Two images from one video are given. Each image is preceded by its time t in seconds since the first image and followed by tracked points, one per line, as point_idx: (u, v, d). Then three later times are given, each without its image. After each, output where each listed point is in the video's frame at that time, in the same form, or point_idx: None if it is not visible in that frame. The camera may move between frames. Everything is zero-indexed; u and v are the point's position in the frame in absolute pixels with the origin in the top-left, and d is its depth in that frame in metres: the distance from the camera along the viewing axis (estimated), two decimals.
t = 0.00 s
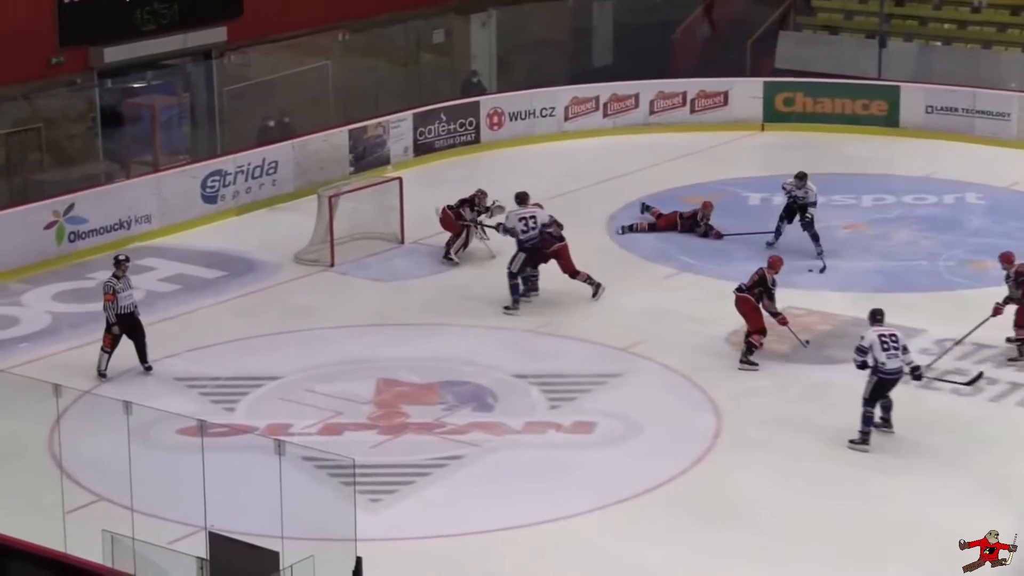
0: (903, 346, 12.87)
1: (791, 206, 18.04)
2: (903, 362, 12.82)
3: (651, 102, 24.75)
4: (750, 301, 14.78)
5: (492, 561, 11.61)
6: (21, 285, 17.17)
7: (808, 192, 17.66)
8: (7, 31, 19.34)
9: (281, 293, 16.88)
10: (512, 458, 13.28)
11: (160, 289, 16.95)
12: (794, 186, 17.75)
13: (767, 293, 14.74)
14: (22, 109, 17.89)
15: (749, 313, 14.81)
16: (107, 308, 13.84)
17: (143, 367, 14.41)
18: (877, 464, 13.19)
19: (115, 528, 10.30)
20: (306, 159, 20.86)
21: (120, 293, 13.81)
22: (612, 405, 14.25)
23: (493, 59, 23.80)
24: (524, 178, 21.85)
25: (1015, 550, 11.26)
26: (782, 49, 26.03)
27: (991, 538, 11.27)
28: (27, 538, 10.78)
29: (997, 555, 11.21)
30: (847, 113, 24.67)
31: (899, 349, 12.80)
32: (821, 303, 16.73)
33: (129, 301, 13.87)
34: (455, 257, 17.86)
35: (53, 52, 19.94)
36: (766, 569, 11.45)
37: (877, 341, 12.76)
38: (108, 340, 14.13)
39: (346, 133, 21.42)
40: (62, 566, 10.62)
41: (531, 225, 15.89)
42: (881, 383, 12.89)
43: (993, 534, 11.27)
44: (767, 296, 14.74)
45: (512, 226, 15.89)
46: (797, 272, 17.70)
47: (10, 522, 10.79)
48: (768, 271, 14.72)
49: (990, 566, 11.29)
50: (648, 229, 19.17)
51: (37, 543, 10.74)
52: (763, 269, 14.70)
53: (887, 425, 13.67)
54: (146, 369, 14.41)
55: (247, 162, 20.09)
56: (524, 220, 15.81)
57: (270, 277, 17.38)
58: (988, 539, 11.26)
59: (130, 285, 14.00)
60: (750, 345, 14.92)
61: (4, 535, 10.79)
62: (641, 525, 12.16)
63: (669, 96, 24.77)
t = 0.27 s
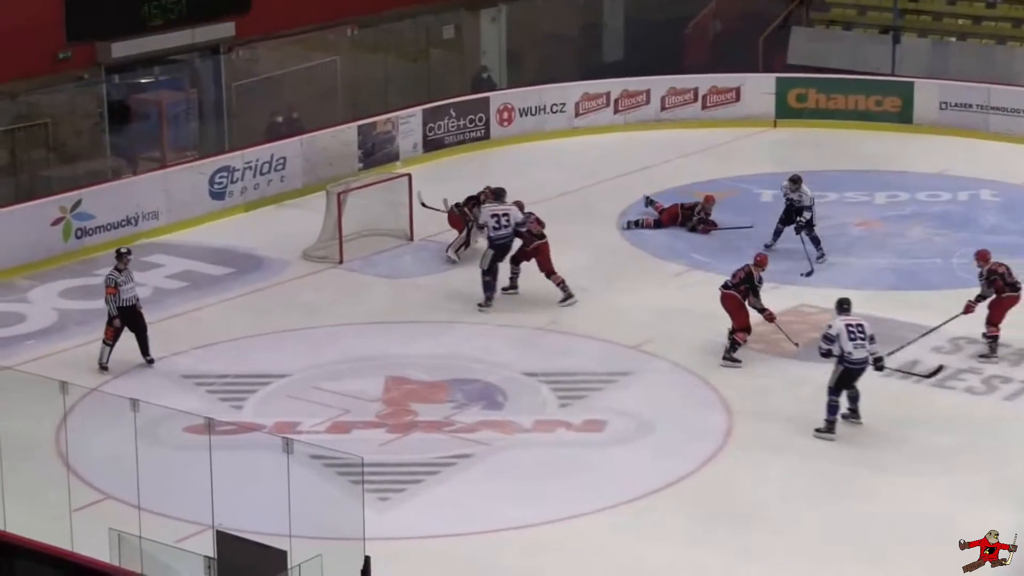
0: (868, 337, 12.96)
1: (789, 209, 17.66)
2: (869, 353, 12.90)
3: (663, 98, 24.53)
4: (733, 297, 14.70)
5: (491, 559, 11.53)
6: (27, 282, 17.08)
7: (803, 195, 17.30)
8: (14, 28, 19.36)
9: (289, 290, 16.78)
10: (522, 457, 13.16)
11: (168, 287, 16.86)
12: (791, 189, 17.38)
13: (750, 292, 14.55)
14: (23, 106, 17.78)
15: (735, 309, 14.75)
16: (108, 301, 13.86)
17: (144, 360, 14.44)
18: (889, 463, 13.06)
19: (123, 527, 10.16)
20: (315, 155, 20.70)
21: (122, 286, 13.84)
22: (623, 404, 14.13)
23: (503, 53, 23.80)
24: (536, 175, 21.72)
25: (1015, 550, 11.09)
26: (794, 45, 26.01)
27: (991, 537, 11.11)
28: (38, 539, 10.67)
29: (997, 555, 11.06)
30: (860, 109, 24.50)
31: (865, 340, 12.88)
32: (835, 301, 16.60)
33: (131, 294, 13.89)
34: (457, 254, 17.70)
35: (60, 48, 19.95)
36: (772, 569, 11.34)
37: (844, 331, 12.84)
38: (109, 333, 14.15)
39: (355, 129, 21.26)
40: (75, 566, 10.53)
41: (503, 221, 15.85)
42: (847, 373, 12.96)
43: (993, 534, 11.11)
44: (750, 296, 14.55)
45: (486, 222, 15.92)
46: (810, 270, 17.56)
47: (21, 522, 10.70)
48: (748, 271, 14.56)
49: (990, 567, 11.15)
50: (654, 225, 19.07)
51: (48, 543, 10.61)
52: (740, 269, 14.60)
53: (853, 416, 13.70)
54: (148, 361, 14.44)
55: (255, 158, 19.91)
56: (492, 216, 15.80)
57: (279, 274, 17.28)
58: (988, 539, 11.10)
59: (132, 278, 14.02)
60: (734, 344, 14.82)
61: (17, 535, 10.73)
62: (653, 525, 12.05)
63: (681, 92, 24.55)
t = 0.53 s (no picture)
0: (827, 326, 13.03)
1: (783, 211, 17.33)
2: (827, 340, 12.98)
3: (674, 94, 24.35)
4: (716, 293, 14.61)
5: (490, 556, 11.43)
6: (33, 278, 17.00)
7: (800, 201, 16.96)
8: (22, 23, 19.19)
9: (297, 286, 16.66)
10: (532, 456, 13.03)
11: (174, 283, 16.74)
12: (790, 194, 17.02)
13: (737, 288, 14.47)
14: (27, 100, 17.62)
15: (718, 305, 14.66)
16: (108, 293, 13.92)
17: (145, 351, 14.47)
18: (901, 462, 12.91)
19: (130, 526, 10.07)
20: (323, 150, 20.62)
21: (121, 277, 13.93)
22: (634, 402, 14.00)
23: (514, 48, 23.56)
24: (546, 171, 21.57)
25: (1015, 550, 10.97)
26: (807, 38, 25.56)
27: (991, 537, 10.99)
28: (44, 537, 10.58)
29: (997, 555, 10.94)
30: (874, 104, 24.30)
31: (824, 327, 12.97)
32: (848, 298, 16.44)
33: (130, 285, 13.98)
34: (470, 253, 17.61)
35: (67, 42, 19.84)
36: (776, 569, 11.21)
37: (801, 319, 12.94)
38: (108, 326, 14.20)
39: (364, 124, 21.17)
40: (78, 565, 10.40)
41: (470, 218, 15.72)
42: (806, 361, 13.05)
43: (993, 534, 10.99)
44: (737, 291, 14.50)
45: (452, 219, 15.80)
46: (822, 267, 17.39)
47: (26, 519, 10.57)
48: (727, 268, 14.50)
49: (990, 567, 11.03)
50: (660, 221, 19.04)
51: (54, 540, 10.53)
52: (715, 266, 14.53)
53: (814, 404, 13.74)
54: (148, 352, 14.47)
55: (263, 153, 19.83)
56: (455, 213, 15.68)
57: (286, 270, 17.16)
58: (987, 539, 10.97)
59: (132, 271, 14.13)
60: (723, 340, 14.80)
61: (23, 533, 10.60)
62: (663, 524, 11.92)
63: (692, 88, 24.37)
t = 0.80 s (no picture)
0: (784, 319, 13.04)
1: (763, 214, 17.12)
2: (783, 333, 12.99)
3: (677, 91, 24.21)
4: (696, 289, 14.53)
5: (487, 556, 11.33)
6: (30, 276, 16.89)
7: (781, 200, 16.75)
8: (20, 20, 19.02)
9: (296, 285, 16.55)
10: (533, 455, 12.92)
11: (173, 281, 16.64)
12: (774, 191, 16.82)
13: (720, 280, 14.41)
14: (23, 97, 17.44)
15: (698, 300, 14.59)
16: (99, 288, 13.88)
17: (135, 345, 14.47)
18: (904, 462, 12.80)
19: (126, 525, 9.91)
20: (322, 147, 20.47)
21: (113, 272, 13.83)
22: (635, 402, 13.88)
23: (515, 45, 23.62)
24: (547, 168, 21.46)
25: (1015, 550, 10.88)
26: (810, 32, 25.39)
27: (991, 537, 10.90)
28: (42, 538, 10.45)
29: (997, 555, 10.84)
30: (878, 101, 24.18)
31: (780, 321, 12.97)
32: (852, 297, 16.32)
33: (122, 279, 13.90)
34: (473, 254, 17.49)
35: (65, 39, 19.63)
36: (776, 569, 11.10)
37: (757, 311, 12.95)
38: (99, 319, 14.15)
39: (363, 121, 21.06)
40: (75, 565, 10.32)
41: (434, 216, 15.63)
42: (760, 353, 13.07)
43: (994, 534, 10.89)
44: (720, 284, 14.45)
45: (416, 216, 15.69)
46: (825, 266, 17.28)
47: (23, 520, 10.48)
48: (704, 262, 14.44)
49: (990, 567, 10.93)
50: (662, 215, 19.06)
51: (51, 542, 10.39)
52: (692, 264, 14.46)
53: (770, 396, 13.80)
54: (138, 346, 14.47)
55: (262, 151, 19.67)
56: (420, 210, 15.59)
57: (286, 268, 17.06)
58: (987, 539, 10.88)
59: (124, 264, 14.03)
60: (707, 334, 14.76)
61: (22, 536, 10.51)
62: (664, 524, 11.82)
63: (695, 84, 24.23)
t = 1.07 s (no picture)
0: (740, 314, 12.86)
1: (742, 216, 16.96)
2: (738, 328, 12.81)
3: (678, 88, 24.13)
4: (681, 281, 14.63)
5: (484, 557, 11.23)
6: (26, 276, 16.78)
7: (757, 203, 16.55)
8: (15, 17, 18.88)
9: (294, 285, 16.44)
10: (533, 456, 12.82)
11: (170, 281, 16.52)
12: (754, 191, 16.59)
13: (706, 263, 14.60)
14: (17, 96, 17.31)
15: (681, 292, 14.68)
16: (89, 284, 13.86)
17: (125, 342, 14.45)
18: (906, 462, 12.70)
19: (123, 527, 9.85)
20: (321, 146, 20.35)
21: (102, 268, 13.82)
22: (636, 402, 13.77)
23: (513, 42, 23.58)
24: (548, 167, 21.35)
25: (1015, 549, 10.79)
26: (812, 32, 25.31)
27: (991, 537, 10.81)
28: (35, 539, 10.32)
29: (997, 555, 10.74)
30: (880, 99, 24.09)
31: (736, 315, 12.81)
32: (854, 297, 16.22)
33: (111, 276, 13.88)
34: (475, 258, 17.35)
35: (60, 37, 19.46)
36: (776, 569, 11.01)
37: (713, 304, 12.78)
38: (88, 315, 14.12)
39: (361, 120, 20.96)
40: (70, 565, 10.13)
41: (398, 214, 15.53)
42: (714, 346, 12.90)
43: (994, 534, 10.80)
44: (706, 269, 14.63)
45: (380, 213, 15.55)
46: (827, 265, 17.18)
47: (17, 522, 10.34)
48: (691, 249, 14.57)
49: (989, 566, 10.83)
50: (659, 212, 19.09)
51: (45, 544, 10.24)
52: (681, 251, 14.55)
53: (724, 388, 13.81)
54: (128, 344, 14.45)
55: (258, 150, 19.57)
56: (386, 209, 15.45)
57: (284, 268, 16.96)
58: (988, 539, 10.79)
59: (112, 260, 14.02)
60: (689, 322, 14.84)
61: (20, 539, 10.40)
62: (665, 525, 11.71)
63: (696, 82, 24.14)
